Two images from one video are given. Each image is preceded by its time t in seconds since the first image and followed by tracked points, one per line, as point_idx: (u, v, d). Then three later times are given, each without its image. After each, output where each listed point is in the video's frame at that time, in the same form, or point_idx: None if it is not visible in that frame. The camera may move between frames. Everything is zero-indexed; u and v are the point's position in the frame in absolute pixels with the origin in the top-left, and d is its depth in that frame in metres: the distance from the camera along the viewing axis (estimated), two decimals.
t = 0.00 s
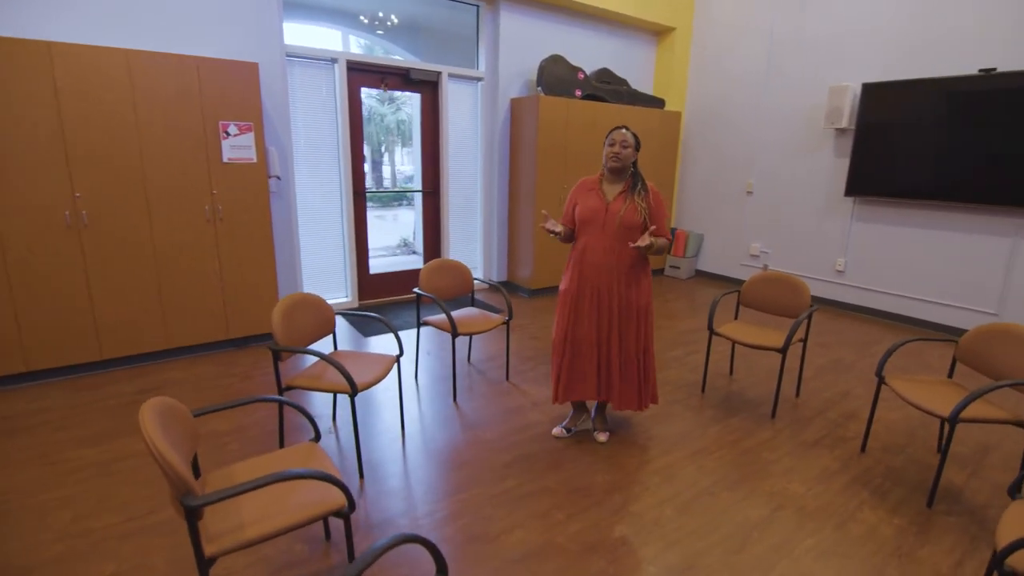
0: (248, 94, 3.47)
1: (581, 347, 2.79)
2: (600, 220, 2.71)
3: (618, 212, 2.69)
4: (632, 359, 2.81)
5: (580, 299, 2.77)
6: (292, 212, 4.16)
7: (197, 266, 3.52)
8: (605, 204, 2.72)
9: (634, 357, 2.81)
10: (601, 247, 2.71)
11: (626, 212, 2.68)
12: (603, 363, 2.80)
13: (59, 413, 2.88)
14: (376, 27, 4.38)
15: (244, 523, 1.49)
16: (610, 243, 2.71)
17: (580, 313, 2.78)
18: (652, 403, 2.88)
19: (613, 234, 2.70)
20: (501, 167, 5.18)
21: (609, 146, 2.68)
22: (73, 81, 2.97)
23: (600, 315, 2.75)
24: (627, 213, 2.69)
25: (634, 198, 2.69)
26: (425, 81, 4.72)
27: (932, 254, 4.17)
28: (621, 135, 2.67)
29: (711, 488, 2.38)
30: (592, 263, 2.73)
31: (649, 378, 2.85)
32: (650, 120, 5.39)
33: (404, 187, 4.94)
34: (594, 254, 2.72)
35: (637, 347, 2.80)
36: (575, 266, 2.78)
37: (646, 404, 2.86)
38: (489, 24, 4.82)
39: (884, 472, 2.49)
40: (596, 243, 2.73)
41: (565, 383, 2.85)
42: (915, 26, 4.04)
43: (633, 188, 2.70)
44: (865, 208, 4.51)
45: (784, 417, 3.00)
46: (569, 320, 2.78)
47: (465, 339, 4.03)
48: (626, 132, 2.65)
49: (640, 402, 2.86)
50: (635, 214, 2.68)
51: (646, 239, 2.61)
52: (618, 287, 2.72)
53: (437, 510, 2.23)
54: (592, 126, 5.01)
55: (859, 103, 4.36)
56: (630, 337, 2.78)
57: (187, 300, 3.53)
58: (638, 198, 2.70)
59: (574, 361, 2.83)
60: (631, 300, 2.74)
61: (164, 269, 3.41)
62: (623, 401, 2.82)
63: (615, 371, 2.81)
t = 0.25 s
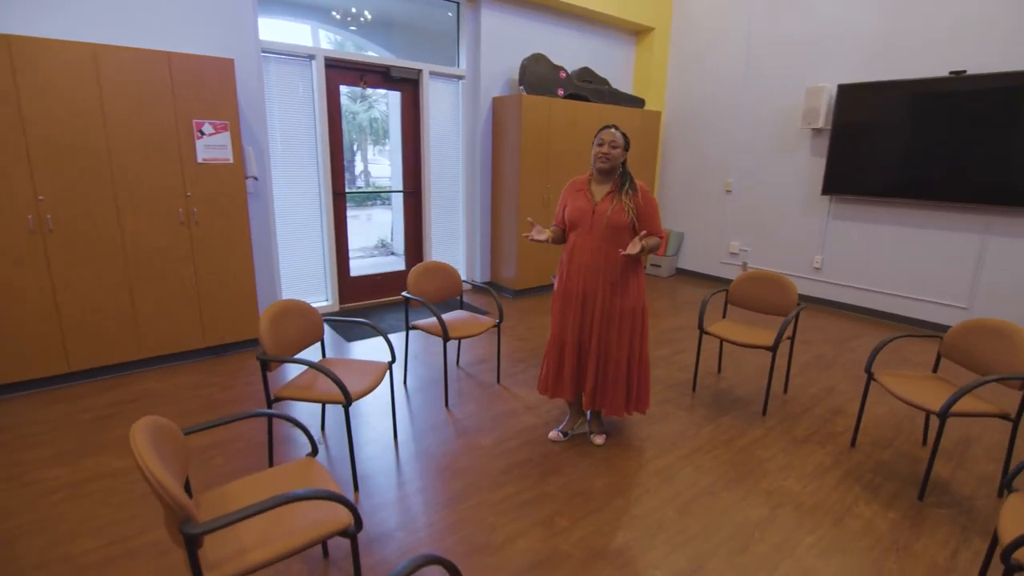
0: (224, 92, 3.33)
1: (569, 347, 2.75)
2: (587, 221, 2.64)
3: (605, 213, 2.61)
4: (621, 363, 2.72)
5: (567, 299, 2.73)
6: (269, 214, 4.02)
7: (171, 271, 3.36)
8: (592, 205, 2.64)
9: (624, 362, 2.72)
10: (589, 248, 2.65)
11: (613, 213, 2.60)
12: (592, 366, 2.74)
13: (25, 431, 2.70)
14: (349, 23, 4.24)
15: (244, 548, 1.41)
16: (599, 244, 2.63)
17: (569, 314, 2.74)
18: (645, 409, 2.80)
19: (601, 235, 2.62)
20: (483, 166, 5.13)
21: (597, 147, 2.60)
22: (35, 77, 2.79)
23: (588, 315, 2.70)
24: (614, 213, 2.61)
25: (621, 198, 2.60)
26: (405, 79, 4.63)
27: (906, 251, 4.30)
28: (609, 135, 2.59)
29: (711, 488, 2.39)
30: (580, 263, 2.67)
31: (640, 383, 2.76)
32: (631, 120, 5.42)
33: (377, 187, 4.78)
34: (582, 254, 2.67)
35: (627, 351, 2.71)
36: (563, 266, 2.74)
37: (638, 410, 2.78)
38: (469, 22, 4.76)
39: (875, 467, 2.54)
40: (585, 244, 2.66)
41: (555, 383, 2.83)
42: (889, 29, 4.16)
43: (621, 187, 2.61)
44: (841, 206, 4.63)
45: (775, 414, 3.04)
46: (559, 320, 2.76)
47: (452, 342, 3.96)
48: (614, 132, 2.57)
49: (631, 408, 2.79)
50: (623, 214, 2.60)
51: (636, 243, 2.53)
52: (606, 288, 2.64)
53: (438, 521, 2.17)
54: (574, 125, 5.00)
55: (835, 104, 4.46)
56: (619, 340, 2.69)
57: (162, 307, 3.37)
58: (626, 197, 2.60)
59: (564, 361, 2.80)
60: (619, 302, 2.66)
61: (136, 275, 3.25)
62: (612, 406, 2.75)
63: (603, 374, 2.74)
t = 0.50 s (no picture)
0: (203, 88, 3.19)
1: (563, 348, 2.71)
2: (582, 223, 2.58)
3: (601, 214, 2.54)
4: (617, 365, 2.65)
5: (564, 298, 2.67)
6: (249, 215, 3.89)
7: (150, 276, 3.21)
8: (587, 206, 2.58)
9: (619, 365, 2.65)
10: (586, 249, 2.58)
11: (609, 214, 2.53)
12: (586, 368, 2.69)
13: None
14: (324, 18, 4.10)
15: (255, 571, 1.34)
16: (595, 245, 2.57)
17: (566, 313, 2.68)
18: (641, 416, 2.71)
19: (598, 236, 2.56)
20: (468, 166, 5.07)
21: (589, 147, 2.55)
22: None
23: (585, 315, 2.64)
24: (610, 214, 2.54)
25: (617, 198, 2.53)
26: (387, 76, 4.53)
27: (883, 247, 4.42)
28: (602, 135, 2.53)
29: (715, 487, 2.39)
30: (578, 263, 2.60)
31: (637, 388, 2.68)
32: (615, 118, 5.43)
33: (352, 186, 4.64)
34: (578, 255, 2.61)
35: (623, 353, 2.63)
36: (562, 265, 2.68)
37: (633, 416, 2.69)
38: (453, 19, 4.70)
39: (871, 460, 2.59)
40: (581, 245, 2.59)
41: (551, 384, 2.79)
42: (866, 31, 4.26)
43: (616, 188, 2.55)
44: (821, 204, 4.73)
45: (769, 411, 3.08)
46: (554, 320, 2.72)
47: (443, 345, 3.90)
48: (606, 132, 2.51)
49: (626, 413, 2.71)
50: (619, 214, 2.53)
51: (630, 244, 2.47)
52: (603, 288, 2.58)
53: (444, 530, 2.12)
54: (559, 124, 4.98)
55: (816, 104, 4.54)
56: (616, 342, 2.62)
57: (139, 314, 3.21)
58: (621, 197, 2.54)
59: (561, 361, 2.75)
60: (616, 303, 2.58)
61: (111, 282, 3.09)
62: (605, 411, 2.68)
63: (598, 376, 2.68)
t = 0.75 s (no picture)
0: (189, 85, 3.08)
1: (568, 350, 2.69)
2: (587, 224, 2.56)
3: (607, 215, 2.53)
4: (621, 366, 2.64)
5: (569, 298, 2.65)
6: (235, 217, 3.77)
7: (134, 281, 3.08)
8: (591, 207, 2.55)
9: (623, 366, 2.64)
10: (591, 250, 2.57)
11: (615, 215, 2.52)
12: (590, 370, 2.67)
13: None
14: (302, 15, 3.96)
15: None
16: (601, 246, 2.55)
17: (570, 313, 2.66)
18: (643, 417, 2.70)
19: (603, 237, 2.55)
20: (457, 165, 5.02)
21: (591, 148, 2.51)
22: None
23: (590, 316, 2.62)
24: (616, 215, 2.53)
25: (622, 199, 2.53)
26: (375, 74, 4.45)
27: (867, 245, 4.53)
28: (604, 135, 2.50)
29: (723, 486, 2.40)
30: (584, 263, 2.58)
31: (640, 388, 2.68)
32: (603, 118, 5.45)
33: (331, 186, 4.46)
34: (583, 256, 2.59)
35: (628, 353, 2.62)
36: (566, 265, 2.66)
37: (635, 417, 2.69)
38: (441, 17, 4.65)
39: (870, 455, 2.64)
40: (586, 246, 2.57)
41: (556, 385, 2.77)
42: (850, 33, 4.36)
43: (621, 188, 2.54)
44: (807, 203, 4.82)
45: (768, 408, 3.11)
46: (559, 322, 2.70)
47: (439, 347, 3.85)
48: (608, 132, 2.48)
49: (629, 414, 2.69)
50: (624, 215, 2.53)
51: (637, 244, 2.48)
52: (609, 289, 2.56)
53: (456, 539, 2.07)
54: (549, 123, 4.97)
55: (801, 105, 4.65)
56: (621, 342, 2.61)
57: (122, 321, 3.08)
58: (626, 198, 2.53)
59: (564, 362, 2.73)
60: (622, 303, 2.57)
61: (92, 287, 2.95)
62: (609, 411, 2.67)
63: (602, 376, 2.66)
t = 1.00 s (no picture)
0: (164, 81, 2.94)
1: (565, 352, 2.67)
2: (583, 223, 2.54)
3: (602, 214, 2.51)
4: (616, 363, 2.65)
5: (567, 297, 2.63)
6: (212, 218, 3.64)
7: (107, 286, 2.94)
8: (587, 206, 2.53)
9: (620, 365, 2.65)
10: (587, 250, 2.55)
11: (610, 213, 2.51)
12: (589, 371, 2.66)
13: None
14: (272, 9, 3.80)
15: None
16: (596, 246, 2.54)
17: (567, 313, 2.63)
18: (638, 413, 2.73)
19: (599, 237, 2.54)
20: (440, 164, 4.96)
21: (586, 147, 2.48)
22: None
23: (588, 317, 2.61)
24: (611, 213, 2.52)
25: (617, 197, 2.52)
26: (356, 71, 4.36)
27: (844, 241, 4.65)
28: (599, 133, 2.47)
29: (721, 482, 2.42)
30: (581, 262, 2.57)
31: (634, 386, 2.70)
32: (585, 117, 5.45)
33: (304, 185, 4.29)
34: (579, 257, 2.57)
35: (624, 352, 2.64)
36: (563, 265, 2.63)
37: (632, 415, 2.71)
38: (423, 14, 4.58)
39: (859, 447, 2.70)
40: (582, 246, 2.56)
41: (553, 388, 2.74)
42: (826, 35, 4.47)
43: (616, 186, 2.53)
44: (786, 201, 4.92)
45: (757, 403, 3.15)
46: (556, 324, 2.67)
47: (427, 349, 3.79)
48: (603, 130, 2.45)
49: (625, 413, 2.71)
50: (619, 214, 2.52)
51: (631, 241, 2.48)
52: (607, 287, 2.56)
53: (459, 545, 2.03)
54: (533, 122, 4.96)
55: (780, 104, 4.75)
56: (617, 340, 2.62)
57: (95, 328, 2.93)
58: (621, 196, 2.52)
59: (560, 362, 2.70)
60: (619, 302, 2.58)
61: (62, 293, 2.80)
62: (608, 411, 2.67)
63: (599, 375, 2.66)
